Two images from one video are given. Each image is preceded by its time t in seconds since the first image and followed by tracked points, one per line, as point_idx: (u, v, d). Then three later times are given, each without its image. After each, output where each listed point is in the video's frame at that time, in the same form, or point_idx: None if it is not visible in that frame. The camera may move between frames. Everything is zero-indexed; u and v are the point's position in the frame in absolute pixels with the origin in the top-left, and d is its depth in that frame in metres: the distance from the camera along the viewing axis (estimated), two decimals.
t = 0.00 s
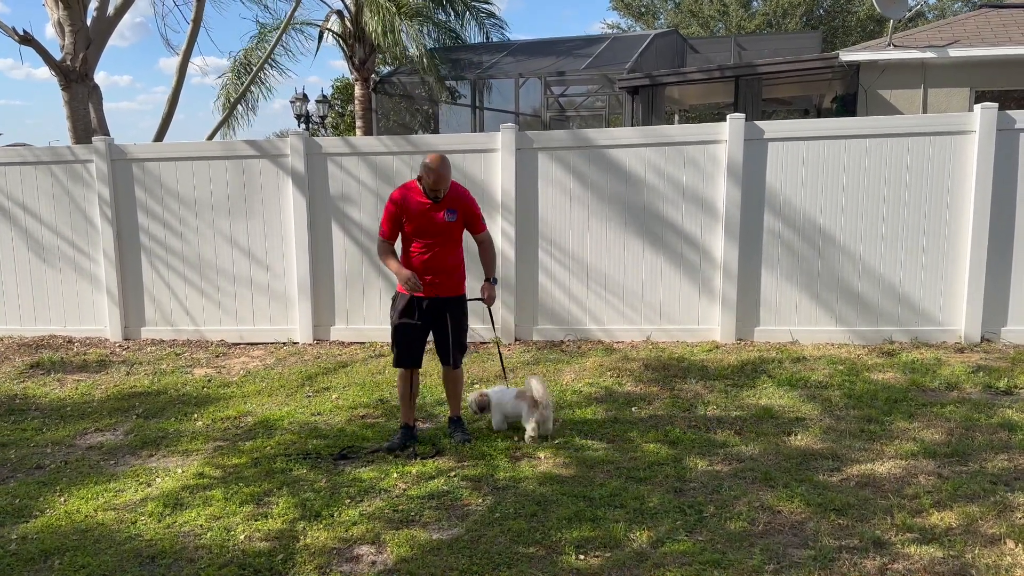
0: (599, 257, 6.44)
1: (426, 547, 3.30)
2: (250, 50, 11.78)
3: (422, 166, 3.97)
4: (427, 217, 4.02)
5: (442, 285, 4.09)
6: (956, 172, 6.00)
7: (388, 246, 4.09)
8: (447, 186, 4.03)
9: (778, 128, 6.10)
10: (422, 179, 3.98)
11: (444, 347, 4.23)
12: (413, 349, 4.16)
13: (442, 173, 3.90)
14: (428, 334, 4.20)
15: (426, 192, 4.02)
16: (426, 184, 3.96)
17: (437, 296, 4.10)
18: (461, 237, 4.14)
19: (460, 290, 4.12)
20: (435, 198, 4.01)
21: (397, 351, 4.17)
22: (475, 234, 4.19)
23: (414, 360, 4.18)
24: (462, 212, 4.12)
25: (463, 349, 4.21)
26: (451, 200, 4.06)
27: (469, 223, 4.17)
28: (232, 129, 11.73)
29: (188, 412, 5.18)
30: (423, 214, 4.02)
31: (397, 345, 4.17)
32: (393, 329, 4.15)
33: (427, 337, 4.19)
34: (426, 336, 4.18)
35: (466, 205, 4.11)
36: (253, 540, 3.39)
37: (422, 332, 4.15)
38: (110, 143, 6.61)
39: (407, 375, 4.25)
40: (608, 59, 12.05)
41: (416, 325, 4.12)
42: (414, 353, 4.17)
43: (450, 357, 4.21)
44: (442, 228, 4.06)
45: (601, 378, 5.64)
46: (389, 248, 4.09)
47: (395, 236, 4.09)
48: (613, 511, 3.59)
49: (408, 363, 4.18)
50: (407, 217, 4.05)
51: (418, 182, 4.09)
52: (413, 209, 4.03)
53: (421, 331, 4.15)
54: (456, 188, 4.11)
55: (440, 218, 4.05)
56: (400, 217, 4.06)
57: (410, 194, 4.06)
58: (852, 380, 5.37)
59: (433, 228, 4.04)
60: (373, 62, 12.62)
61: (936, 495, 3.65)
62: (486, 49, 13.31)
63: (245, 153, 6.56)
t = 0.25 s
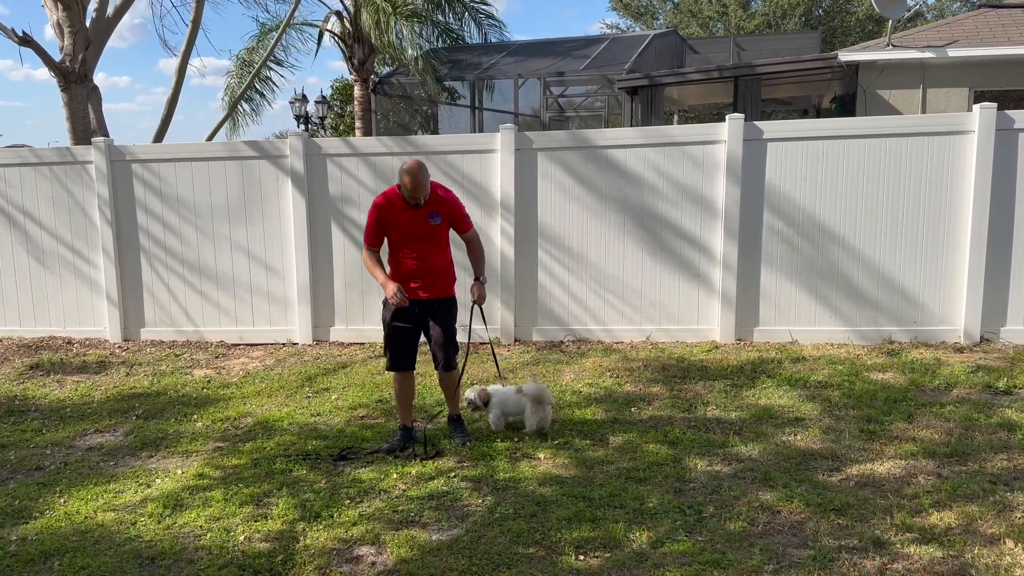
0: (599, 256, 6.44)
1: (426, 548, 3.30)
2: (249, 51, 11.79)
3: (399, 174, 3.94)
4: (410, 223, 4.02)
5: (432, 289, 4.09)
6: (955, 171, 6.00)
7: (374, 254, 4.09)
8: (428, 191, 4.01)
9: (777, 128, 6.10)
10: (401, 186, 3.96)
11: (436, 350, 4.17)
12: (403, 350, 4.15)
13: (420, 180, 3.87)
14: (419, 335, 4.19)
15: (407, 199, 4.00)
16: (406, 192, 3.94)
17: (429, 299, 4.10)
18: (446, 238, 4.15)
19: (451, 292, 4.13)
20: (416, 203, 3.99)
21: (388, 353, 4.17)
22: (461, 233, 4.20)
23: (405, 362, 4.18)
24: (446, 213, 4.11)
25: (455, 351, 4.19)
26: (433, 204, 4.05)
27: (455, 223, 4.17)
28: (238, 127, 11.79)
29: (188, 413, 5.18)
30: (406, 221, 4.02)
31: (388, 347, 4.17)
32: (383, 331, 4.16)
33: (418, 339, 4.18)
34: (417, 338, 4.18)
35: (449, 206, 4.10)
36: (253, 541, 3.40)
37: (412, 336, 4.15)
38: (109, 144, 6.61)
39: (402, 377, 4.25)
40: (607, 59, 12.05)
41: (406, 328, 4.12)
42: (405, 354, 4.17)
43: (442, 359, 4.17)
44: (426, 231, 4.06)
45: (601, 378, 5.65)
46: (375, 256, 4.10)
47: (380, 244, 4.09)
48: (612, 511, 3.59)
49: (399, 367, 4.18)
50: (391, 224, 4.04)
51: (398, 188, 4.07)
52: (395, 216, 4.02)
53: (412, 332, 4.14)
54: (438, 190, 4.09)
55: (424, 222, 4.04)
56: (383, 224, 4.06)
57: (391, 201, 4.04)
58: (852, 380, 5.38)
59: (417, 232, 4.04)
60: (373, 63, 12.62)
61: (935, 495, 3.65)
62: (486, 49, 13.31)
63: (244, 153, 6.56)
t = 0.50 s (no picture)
0: (598, 257, 6.45)
1: (425, 549, 3.31)
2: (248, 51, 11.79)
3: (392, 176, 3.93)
4: (403, 225, 4.01)
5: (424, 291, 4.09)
6: (954, 172, 6.01)
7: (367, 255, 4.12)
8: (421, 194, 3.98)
9: (776, 129, 6.10)
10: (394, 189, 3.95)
11: (435, 351, 4.19)
12: (401, 352, 4.15)
13: (411, 184, 3.85)
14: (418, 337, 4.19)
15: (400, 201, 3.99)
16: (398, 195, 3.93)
17: (421, 300, 4.10)
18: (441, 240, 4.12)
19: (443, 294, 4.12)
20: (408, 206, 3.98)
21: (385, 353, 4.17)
22: (457, 234, 4.16)
23: (403, 363, 4.18)
24: (441, 216, 4.08)
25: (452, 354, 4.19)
26: (427, 206, 4.03)
27: (450, 225, 4.13)
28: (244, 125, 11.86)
29: (187, 414, 5.19)
30: (398, 222, 4.01)
31: (385, 348, 4.17)
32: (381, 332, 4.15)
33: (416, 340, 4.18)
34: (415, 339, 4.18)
35: (443, 208, 4.07)
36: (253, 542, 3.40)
37: (411, 337, 4.15)
38: (109, 145, 6.61)
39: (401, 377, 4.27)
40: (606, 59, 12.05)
41: (402, 330, 4.13)
42: (403, 355, 4.17)
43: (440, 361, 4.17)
44: (419, 234, 4.04)
45: (600, 378, 5.65)
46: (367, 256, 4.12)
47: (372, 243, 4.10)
48: (612, 512, 3.59)
49: (398, 367, 4.17)
50: (383, 225, 4.04)
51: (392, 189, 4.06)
52: (388, 217, 4.02)
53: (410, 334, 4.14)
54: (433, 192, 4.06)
55: (418, 225, 4.03)
56: (376, 224, 4.06)
57: (384, 203, 4.03)
58: (851, 380, 5.38)
59: (410, 235, 4.03)
60: (372, 64, 12.62)
61: (934, 495, 3.65)
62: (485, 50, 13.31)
63: (244, 154, 6.56)
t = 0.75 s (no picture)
0: (597, 258, 6.45)
1: (425, 549, 3.31)
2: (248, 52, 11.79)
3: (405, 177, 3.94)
4: (413, 226, 4.02)
5: (429, 292, 4.09)
6: (952, 172, 6.01)
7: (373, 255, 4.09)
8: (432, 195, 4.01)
9: (775, 130, 6.10)
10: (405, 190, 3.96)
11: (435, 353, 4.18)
12: (402, 352, 4.15)
13: (424, 184, 3.88)
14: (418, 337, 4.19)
15: (410, 202, 4.00)
16: (410, 195, 3.94)
17: (426, 301, 4.10)
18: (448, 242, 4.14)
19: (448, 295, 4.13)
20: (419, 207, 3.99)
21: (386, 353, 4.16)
22: (464, 237, 4.20)
23: (403, 364, 4.18)
24: (450, 218, 4.11)
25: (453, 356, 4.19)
26: (437, 207, 4.05)
27: (458, 227, 4.17)
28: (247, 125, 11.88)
29: (187, 415, 5.18)
30: (407, 222, 4.01)
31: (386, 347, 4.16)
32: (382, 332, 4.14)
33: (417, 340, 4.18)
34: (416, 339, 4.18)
35: (453, 211, 4.10)
36: (252, 543, 3.40)
37: (412, 337, 4.15)
38: (108, 147, 6.61)
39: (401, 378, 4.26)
40: (605, 60, 12.06)
41: (403, 333, 4.12)
42: (404, 355, 4.16)
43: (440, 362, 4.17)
44: (428, 235, 4.06)
45: (600, 379, 5.65)
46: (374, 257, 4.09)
47: (380, 243, 4.09)
48: (611, 512, 3.59)
49: (399, 367, 4.17)
50: (392, 226, 4.04)
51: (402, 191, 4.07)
52: (397, 218, 4.02)
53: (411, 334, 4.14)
54: (443, 194, 4.09)
55: (427, 226, 4.04)
56: (385, 225, 4.06)
57: (394, 204, 4.04)
58: (851, 381, 5.38)
59: (418, 236, 4.04)
60: (371, 65, 12.63)
61: (934, 496, 3.65)
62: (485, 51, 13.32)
63: (243, 156, 6.56)
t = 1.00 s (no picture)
0: (596, 258, 6.45)
1: (424, 550, 3.31)
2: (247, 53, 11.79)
3: (421, 178, 3.87)
4: (425, 227, 3.98)
5: (438, 293, 4.09)
6: (951, 173, 6.02)
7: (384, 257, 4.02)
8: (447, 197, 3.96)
9: (774, 130, 6.11)
10: (421, 191, 3.90)
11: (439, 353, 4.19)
12: (408, 352, 4.16)
13: (442, 187, 3.83)
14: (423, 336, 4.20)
15: (424, 203, 3.95)
16: (426, 197, 3.88)
17: (433, 301, 4.10)
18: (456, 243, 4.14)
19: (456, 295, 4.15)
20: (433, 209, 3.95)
21: (393, 353, 4.18)
22: (471, 238, 4.19)
23: (409, 363, 4.19)
24: (460, 219, 4.09)
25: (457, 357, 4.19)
26: (450, 209, 4.01)
27: (467, 228, 4.15)
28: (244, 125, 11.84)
29: (186, 416, 5.18)
30: (419, 223, 3.97)
31: (392, 347, 4.17)
32: (388, 332, 4.14)
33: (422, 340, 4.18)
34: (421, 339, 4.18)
35: (463, 212, 4.08)
36: (252, 544, 3.40)
37: (417, 337, 4.15)
38: (107, 148, 6.61)
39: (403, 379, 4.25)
40: (604, 61, 12.06)
41: (408, 333, 4.12)
42: (409, 355, 4.18)
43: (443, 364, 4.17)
44: (439, 236, 4.04)
45: (599, 380, 5.65)
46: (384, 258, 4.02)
47: (390, 245, 4.02)
48: (610, 513, 3.59)
49: (404, 368, 4.19)
50: (404, 227, 3.99)
51: (413, 191, 4.00)
52: (410, 220, 3.96)
53: (416, 334, 4.14)
54: (454, 195, 4.05)
55: (439, 228, 4.01)
56: (396, 226, 3.99)
57: (406, 205, 3.97)
58: (850, 381, 5.38)
59: (430, 237, 4.01)
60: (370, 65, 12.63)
61: (933, 496, 3.65)
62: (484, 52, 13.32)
63: (242, 156, 6.56)
